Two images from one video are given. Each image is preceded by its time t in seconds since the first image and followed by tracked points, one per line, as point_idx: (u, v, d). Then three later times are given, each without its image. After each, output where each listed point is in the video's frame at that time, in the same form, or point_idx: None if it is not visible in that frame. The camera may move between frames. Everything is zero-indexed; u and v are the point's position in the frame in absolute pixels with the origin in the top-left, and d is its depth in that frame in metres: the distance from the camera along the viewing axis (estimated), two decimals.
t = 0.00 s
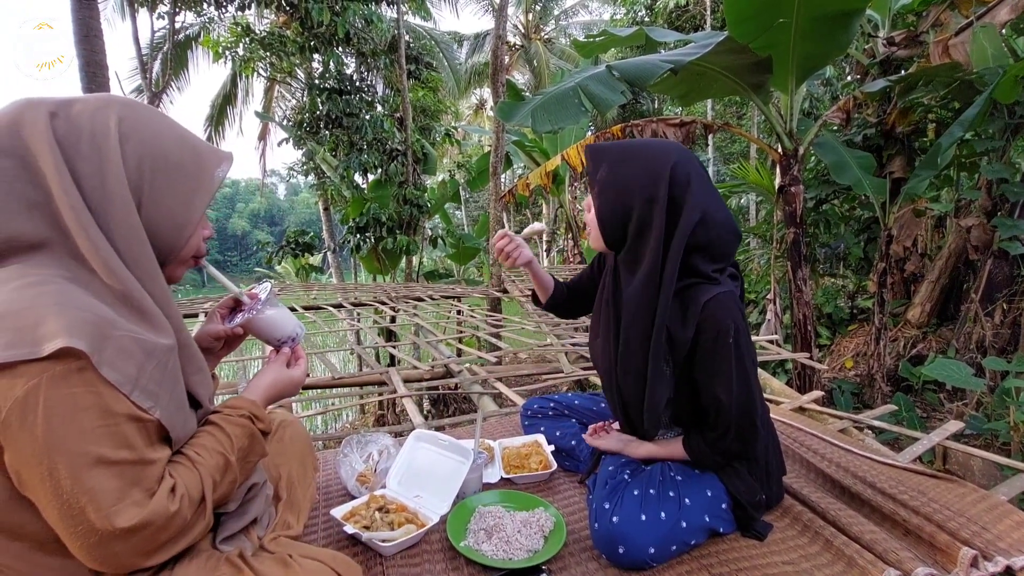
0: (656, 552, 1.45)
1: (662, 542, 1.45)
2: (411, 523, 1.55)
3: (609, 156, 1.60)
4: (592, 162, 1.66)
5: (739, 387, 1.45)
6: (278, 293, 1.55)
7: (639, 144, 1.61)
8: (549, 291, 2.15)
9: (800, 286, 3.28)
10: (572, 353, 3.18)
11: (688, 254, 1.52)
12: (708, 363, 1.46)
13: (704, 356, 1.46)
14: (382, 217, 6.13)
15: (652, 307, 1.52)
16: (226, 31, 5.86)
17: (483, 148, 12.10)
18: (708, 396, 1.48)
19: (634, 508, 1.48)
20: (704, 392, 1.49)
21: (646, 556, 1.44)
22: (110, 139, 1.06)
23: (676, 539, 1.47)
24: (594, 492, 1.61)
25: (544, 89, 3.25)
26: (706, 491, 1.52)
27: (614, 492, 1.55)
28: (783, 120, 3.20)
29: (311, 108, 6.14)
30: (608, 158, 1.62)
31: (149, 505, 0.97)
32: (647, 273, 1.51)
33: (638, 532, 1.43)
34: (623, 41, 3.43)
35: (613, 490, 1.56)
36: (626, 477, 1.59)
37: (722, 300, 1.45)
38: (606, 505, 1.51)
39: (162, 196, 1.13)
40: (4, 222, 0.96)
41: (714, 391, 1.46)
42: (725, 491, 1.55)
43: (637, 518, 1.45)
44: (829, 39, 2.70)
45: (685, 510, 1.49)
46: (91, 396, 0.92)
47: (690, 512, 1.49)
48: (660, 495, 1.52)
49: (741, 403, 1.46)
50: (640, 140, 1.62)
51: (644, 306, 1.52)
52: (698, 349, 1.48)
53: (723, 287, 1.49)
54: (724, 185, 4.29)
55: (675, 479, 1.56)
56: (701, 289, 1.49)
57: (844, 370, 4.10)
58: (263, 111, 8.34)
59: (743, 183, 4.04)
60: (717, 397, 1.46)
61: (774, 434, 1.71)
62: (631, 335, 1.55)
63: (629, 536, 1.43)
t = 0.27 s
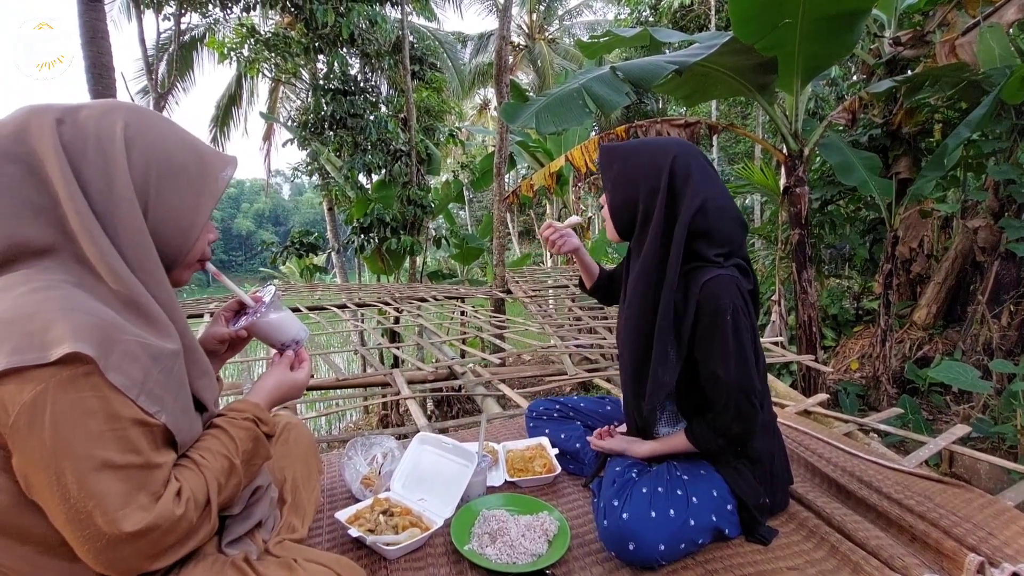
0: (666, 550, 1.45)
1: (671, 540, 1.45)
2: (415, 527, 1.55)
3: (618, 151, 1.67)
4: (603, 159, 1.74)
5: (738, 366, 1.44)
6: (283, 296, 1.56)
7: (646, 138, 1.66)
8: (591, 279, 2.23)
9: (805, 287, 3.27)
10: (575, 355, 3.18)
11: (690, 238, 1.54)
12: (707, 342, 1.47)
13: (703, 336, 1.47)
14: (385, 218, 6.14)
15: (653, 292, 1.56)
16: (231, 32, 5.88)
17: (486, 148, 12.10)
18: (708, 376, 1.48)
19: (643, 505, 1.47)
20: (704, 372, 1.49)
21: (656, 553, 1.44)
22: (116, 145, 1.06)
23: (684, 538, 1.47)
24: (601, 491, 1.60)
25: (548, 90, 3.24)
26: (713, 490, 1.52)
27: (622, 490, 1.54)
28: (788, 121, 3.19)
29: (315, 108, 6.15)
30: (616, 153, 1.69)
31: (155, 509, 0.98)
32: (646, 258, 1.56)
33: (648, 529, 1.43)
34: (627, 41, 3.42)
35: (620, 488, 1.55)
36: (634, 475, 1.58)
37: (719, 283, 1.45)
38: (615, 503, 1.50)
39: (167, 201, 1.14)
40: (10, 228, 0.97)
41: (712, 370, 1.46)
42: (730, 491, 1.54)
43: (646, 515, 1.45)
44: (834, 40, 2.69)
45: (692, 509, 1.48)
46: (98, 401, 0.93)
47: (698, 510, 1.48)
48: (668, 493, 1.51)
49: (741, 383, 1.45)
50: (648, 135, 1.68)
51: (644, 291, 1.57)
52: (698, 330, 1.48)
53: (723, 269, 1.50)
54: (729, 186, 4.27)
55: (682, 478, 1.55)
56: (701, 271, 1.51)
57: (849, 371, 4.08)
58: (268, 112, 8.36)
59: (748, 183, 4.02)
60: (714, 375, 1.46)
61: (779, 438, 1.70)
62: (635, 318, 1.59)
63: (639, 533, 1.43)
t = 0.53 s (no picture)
0: (670, 552, 1.44)
1: (675, 541, 1.44)
2: (417, 530, 1.55)
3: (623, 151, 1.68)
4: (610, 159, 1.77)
5: (730, 352, 1.43)
6: (287, 299, 1.56)
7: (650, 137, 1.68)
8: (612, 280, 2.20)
9: (810, 289, 3.25)
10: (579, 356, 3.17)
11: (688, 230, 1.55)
12: (700, 330, 1.47)
13: (697, 324, 1.47)
14: (389, 218, 6.14)
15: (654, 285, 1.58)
16: (235, 33, 5.89)
17: (490, 148, 12.10)
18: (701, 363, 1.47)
19: (647, 507, 1.46)
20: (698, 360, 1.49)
21: (660, 555, 1.43)
22: (120, 150, 1.06)
23: (688, 540, 1.46)
24: (604, 494, 1.59)
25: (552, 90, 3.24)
26: (715, 492, 1.51)
27: (625, 492, 1.53)
28: (793, 122, 3.17)
29: (320, 109, 6.16)
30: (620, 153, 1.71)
31: (158, 512, 0.98)
32: (647, 251, 1.58)
33: (651, 531, 1.42)
34: (631, 42, 3.41)
35: (623, 490, 1.54)
36: (637, 478, 1.56)
37: (712, 273, 1.45)
38: (618, 506, 1.49)
39: (172, 206, 1.14)
40: (15, 233, 0.97)
41: (705, 356, 1.46)
42: (733, 494, 1.53)
43: (649, 517, 1.44)
44: (840, 40, 2.67)
45: (695, 511, 1.48)
46: (102, 405, 0.93)
47: (701, 512, 1.48)
48: (671, 495, 1.50)
49: (733, 369, 1.43)
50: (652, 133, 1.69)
51: (645, 284, 1.59)
52: (693, 319, 1.49)
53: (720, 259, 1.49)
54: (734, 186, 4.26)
55: (684, 480, 1.54)
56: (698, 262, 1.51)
57: (854, 372, 4.06)
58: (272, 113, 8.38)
59: (753, 183, 4.01)
60: (706, 361, 1.45)
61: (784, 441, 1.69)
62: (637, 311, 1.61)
63: (642, 535, 1.42)
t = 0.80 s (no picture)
0: (672, 553, 1.43)
1: (677, 542, 1.44)
2: (418, 530, 1.55)
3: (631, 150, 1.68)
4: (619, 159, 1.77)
5: (733, 343, 1.42)
6: (289, 300, 1.57)
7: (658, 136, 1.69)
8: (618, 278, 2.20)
9: (814, 288, 3.23)
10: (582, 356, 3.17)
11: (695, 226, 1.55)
12: (703, 321, 1.46)
13: (700, 316, 1.46)
14: (393, 218, 6.15)
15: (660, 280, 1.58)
16: (240, 34, 5.91)
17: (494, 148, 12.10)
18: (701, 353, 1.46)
19: (648, 507, 1.46)
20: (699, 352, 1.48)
21: (662, 556, 1.42)
22: (124, 151, 1.07)
23: (690, 541, 1.45)
24: (605, 495, 1.58)
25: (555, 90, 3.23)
26: (718, 494, 1.50)
27: (626, 492, 1.52)
28: (797, 121, 3.15)
29: (323, 109, 6.17)
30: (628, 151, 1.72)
31: (158, 512, 0.98)
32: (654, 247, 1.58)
33: (653, 531, 1.42)
34: (634, 41, 3.40)
35: (624, 490, 1.53)
36: (638, 478, 1.56)
37: (721, 266, 1.45)
38: (619, 506, 1.49)
39: (175, 206, 1.14)
40: (20, 233, 0.98)
41: (706, 347, 1.44)
42: (736, 495, 1.53)
43: (651, 518, 1.43)
44: (844, 39, 2.66)
45: (697, 512, 1.47)
46: (103, 405, 0.93)
47: (703, 513, 1.47)
48: (673, 496, 1.50)
49: (735, 360, 1.42)
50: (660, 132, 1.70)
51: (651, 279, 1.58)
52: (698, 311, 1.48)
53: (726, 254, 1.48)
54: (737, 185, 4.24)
55: (686, 480, 1.53)
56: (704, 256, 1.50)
57: (859, 373, 4.04)
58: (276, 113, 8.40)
59: (757, 183, 3.99)
60: (707, 351, 1.44)
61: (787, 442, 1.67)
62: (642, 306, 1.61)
63: (644, 536, 1.41)
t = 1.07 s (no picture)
0: (678, 555, 1.42)
1: (684, 544, 1.43)
2: (422, 530, 1.54)
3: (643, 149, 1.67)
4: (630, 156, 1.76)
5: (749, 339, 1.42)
6: (294, 299, 1.56)
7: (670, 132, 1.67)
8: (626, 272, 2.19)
9: (821, 288, 3.21)
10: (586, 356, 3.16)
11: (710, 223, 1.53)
12: (719, 317, 1.45)
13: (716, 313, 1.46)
14: (397, 217, 6.15)
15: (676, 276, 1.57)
16: (245, 34, 5.92)
17: (498, 147, 12.09)
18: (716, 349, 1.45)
19: (655, 509, 1.45)
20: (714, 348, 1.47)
21: (668, 558, 1.42)
22: (132, 150, 1.07)
23: (697, 543, 1.44)
24: (611, 495, 1.57)
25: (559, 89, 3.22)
26: (725, 496, 1.49)
27: (633, 493, 1.52)
28: (803, 120, 3.13)
29: (328, 109, 6.18)
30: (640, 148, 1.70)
31: (162, 510, 0.98)
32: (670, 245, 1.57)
33: (659, 533, 1.41)
34: (638, 40, 3.38)
35: (631, 491, 1.53)
36: (644, 479, 1.55)
37: (741, 263, 1.43)
38: (626, 507, 1.48)
39: (182, 205, 1.14)
40: (26, 232, 0.97)
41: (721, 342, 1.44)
42: (743, 497, 1.51)
43: (658, 519, 1.42)
44: (851, 37, 2.64)
45: (704, 514, 1.46)
46: (109, 402, 0.93)
47: (710, 516, 1.46)
48: (680, 497, 1.48)
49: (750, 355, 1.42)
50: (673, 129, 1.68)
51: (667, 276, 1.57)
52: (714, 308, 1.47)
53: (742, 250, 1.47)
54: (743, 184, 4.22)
55: (693, 482, 1.52)
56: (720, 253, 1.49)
57: (865, 373, 4.01)
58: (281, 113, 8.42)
59: (762, 182, 3.97)
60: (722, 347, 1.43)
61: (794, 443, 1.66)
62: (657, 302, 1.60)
63: (650, 538, 1.41)
